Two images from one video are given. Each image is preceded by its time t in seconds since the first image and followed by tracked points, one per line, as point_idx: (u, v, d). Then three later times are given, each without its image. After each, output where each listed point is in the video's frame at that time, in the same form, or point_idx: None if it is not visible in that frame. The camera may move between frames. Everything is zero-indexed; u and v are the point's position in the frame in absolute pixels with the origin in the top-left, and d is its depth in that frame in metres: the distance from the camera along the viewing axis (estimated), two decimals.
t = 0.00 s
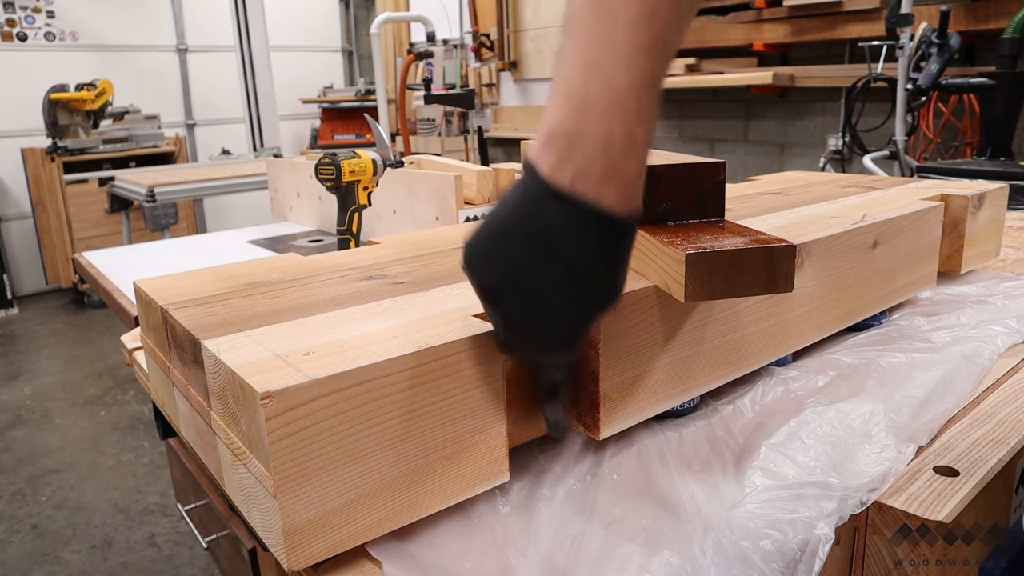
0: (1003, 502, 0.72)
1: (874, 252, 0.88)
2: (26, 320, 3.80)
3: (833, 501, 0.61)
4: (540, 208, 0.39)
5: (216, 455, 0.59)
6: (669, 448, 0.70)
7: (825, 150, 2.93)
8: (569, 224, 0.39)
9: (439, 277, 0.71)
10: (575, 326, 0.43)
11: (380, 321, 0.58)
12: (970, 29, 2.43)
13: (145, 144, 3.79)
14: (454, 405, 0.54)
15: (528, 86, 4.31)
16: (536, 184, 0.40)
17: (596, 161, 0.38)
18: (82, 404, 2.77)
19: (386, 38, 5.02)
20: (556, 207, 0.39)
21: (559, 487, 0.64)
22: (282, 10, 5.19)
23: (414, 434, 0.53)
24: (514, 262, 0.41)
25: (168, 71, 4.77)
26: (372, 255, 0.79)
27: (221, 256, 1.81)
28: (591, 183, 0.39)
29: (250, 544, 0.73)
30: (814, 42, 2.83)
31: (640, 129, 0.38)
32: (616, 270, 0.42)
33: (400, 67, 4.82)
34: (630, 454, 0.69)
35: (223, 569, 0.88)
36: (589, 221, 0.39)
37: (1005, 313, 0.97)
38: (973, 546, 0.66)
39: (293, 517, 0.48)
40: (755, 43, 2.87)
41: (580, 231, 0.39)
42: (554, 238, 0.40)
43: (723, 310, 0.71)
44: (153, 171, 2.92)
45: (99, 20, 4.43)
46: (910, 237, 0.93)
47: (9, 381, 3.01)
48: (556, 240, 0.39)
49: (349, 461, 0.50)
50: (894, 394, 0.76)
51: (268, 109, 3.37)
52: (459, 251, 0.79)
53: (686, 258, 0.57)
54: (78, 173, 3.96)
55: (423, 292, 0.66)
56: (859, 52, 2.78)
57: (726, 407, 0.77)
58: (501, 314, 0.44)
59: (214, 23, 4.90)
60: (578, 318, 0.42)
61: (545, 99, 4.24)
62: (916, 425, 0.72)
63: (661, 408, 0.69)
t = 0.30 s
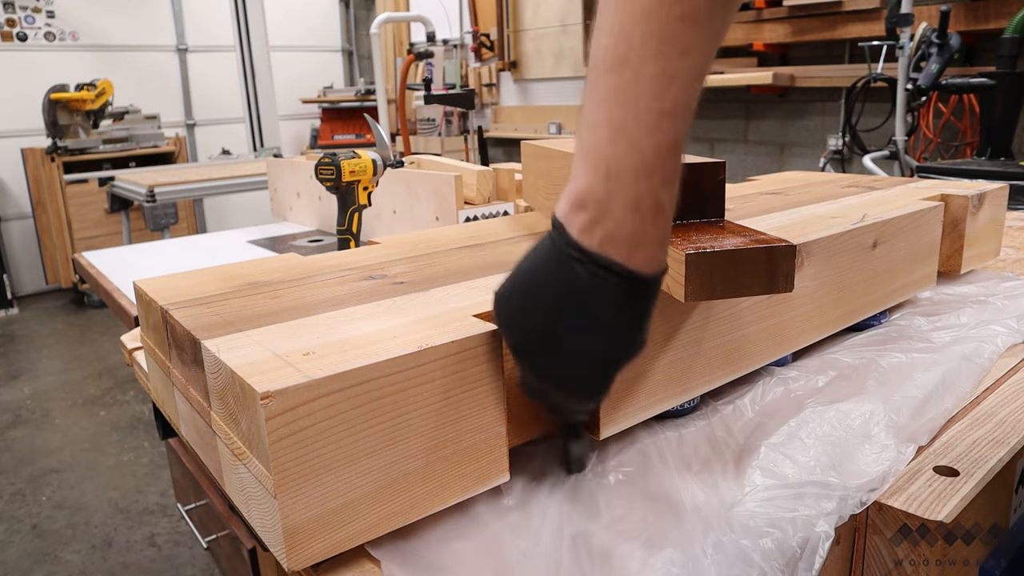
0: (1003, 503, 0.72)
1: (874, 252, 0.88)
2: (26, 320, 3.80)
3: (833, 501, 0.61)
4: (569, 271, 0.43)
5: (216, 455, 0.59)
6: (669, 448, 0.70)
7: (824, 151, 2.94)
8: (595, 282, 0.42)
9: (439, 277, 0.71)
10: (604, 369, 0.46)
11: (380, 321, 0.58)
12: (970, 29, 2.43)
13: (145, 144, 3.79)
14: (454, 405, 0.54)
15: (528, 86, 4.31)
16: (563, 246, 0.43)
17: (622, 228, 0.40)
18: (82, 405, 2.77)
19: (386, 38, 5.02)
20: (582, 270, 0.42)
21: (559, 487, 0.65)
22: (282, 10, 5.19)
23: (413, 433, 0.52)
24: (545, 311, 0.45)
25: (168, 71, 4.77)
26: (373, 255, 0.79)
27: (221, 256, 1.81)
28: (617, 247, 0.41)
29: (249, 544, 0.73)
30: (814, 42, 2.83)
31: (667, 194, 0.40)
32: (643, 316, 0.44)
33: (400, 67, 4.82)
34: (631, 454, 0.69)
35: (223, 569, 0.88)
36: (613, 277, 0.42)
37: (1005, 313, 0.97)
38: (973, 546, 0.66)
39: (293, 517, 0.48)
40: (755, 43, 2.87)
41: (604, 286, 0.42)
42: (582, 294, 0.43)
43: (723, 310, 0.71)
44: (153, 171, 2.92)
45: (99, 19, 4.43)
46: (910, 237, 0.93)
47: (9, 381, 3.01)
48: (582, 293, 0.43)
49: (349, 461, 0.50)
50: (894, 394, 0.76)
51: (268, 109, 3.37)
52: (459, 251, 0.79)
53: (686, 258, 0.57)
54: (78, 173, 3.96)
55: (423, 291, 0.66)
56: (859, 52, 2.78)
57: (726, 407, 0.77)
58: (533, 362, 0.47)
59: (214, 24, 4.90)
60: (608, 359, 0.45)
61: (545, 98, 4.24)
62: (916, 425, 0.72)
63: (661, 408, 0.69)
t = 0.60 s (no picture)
0: (1003, 503, 0.72)
1: (874, 252, 0.88)
2: (26, 320, 3.80)
3: (833, 501, 0.61)
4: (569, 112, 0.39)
5: (216, 454, 0.59)
6: (669, 448, 0.70)
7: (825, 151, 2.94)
8: (590, 121, 0.39)
9: (439, 277, 0.71)
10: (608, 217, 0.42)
11: (380, 321, 0.58)
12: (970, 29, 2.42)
13: (145, 144, 3.79)
14: (455, 405, 0.54)
15: (528, 87, 4.31)
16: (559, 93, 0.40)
17: (613, 53, 0.38)
18: (82, 404, 2.77)
19: (386, 38, 5.02)
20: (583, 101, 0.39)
21: (559, 486, 0.65)
22: (282, 10, 5.19)
23: (414, 433, 0.53)
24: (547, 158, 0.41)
25: (168, 71, 4.77)
26: (373, 255, 0.79)
27: (221, 256, 1.81)
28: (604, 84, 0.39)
29: (250, 544, 0.73)
30: (814, 42, 2.82)
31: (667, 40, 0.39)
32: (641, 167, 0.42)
33: (400, 67, 4.82)
34: (631, 454, 0.69)
35: (223, 569, 0.88)
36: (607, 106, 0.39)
37: (1005, 313, 0.97)
38: (972, 546, 0.66)
39: (293, 517, 0.48)
40: (755, 43, 2.87)
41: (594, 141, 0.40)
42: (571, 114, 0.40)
43: (723, 310, 0.71)
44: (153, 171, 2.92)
45: (99, 20, 4.43)
46: (910, 237, 0.93)
47: (9, 381, 3.01)
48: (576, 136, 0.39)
49: (350, 462, 0.50)
50: (894, 394, 0.76)
51: (268, 109, 3.37)
52: (459, 251, 0.79)
53: (686, 258, 0.57)
54: (79, 173, 3.96)
55: (424, 291, 0.66)
56: (859, 52, 2.78)
57: (726, 407, 0.77)
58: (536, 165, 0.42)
59: (214, 23, 4.90)
60: (603, 217, 0.42)
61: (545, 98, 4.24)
62: (916, 426, 0.72)
63: (661, 408, 0.69)
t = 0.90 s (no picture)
0: (1003, 503, 0.72)
1: (874, 252, 0.88)
2: (26, 320, 3.80)
3: (833, 501, 0.61)
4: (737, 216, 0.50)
5: (216, 454, 0.59)
6: (669, 448, 0.70)
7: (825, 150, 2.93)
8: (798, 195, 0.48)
9: (439, 277, 0.71)
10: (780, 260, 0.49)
11: (379, 321, 0.58)
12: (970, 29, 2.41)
13: (145, 144, 3.79)
14: (455, 406, 0.54)
15: (528, 86, 4.31)
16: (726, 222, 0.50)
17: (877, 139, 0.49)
18: (82, 404, 2.77)
19: (386, 37, 5.02)
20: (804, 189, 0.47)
21: (559, 486, 0.65)
22: (282, 10, 5.19)
23: (415, 433, 0.53)
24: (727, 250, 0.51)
25: (168, 71, 4.77)
26: (373, 254, 0.79)
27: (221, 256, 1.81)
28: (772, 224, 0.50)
29: (250, 544, 0.73)
30: (814, 42, 2.82)
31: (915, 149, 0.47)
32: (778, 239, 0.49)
33: (399, 67, 4.81)
34: (630, 455, 0.69)
35: (223, 569, 0.88)
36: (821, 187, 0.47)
37: (1005, 313, 0.97)
38: (973, 546, 0.66)
39: (293, 517, 0.48)
40: (755, 43, 2.85)
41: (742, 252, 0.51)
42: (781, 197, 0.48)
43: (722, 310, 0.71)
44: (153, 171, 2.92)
45: (99, 19, 4.43)
46: (910, 237, 0.93)
47: (9, 381, 3.01)
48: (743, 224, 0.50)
49: (350, 461, 0.50)
50: (894, 394, 0.76)
51: (268, 109, 3.37)
52: (459, 251, 0.79)
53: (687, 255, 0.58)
54: (79, 173, 3.97)
55: (424, 291, 0.66)
56: (859, 52, 2.78)
57: (726, 407, 0.77)
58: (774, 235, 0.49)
59: (214, 23, 4.90)
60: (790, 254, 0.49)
61: (544, 99, 4.24)
62: (915, 426, 0.72)
63: (661, 408, 0.69)
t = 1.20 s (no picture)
0: (1003, 503, 0.72)
1: (874, 252, 0.88)
2: (26, 320, 3.80)
3: (833, 501, 0.61)
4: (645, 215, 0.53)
5: (216, 455, 0.59)
6: (669, 448, 0.70)
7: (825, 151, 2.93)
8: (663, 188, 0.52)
9: (439, 277, 0.71)
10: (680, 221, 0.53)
11: (379, 321, 0.58)
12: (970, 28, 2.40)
13: (145, 144, 3.79)
14: (455, 406, 0.54)
15: (528, 87, 4.31)
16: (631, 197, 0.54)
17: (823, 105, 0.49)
18: (82, 404, 2.78)
19: (386, 38, 5.02)
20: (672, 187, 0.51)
21: (559, 486, 0.65)
22: (282, 10, 5.19)
23: (415, 433, 0.53)
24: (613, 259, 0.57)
25: (168, 71, 4.77)
26: (373, 254, 0.79)
27: (221, 256, 1.81)
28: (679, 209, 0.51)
29: (250, 544, 0.73)
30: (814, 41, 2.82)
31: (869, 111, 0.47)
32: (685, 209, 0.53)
33: (400, 67, 4.81)
34: (630, 455, 0.69)
35: (223, 569, 0.88)
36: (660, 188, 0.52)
37: (1006, 313, 0.97)
38: (973, 546, 0.66)
39: (293, 517, 0.48)
40: (755, 43, 2.85)
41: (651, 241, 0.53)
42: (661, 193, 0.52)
43: (722, 310, 0.71)
44: (153, 171, 2.92)
45: (99, 20, 4.43)
46: (910, 237, 0.93)
47: (9, 381, 3.01)
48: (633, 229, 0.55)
49: (350, 462, 0.50)
50: (894, 395, 0.76)
51: (268, 109, 3.37)
52: (460, 251, 0.79)
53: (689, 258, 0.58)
54: (79, 173, 3.96)
55: (424, 291, 0.66)
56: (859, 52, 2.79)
57: (726, 407, 0.77)
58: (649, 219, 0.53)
59: (214, 23, 4.90)
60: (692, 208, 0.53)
61: (545, 99, 4.25)
62: (916, 426, 0.72)
63: (661, 408, 0.69)
